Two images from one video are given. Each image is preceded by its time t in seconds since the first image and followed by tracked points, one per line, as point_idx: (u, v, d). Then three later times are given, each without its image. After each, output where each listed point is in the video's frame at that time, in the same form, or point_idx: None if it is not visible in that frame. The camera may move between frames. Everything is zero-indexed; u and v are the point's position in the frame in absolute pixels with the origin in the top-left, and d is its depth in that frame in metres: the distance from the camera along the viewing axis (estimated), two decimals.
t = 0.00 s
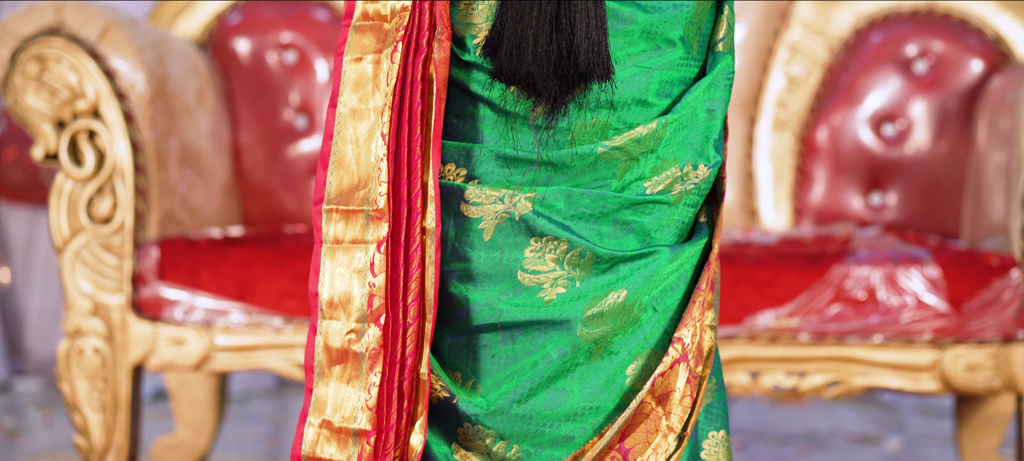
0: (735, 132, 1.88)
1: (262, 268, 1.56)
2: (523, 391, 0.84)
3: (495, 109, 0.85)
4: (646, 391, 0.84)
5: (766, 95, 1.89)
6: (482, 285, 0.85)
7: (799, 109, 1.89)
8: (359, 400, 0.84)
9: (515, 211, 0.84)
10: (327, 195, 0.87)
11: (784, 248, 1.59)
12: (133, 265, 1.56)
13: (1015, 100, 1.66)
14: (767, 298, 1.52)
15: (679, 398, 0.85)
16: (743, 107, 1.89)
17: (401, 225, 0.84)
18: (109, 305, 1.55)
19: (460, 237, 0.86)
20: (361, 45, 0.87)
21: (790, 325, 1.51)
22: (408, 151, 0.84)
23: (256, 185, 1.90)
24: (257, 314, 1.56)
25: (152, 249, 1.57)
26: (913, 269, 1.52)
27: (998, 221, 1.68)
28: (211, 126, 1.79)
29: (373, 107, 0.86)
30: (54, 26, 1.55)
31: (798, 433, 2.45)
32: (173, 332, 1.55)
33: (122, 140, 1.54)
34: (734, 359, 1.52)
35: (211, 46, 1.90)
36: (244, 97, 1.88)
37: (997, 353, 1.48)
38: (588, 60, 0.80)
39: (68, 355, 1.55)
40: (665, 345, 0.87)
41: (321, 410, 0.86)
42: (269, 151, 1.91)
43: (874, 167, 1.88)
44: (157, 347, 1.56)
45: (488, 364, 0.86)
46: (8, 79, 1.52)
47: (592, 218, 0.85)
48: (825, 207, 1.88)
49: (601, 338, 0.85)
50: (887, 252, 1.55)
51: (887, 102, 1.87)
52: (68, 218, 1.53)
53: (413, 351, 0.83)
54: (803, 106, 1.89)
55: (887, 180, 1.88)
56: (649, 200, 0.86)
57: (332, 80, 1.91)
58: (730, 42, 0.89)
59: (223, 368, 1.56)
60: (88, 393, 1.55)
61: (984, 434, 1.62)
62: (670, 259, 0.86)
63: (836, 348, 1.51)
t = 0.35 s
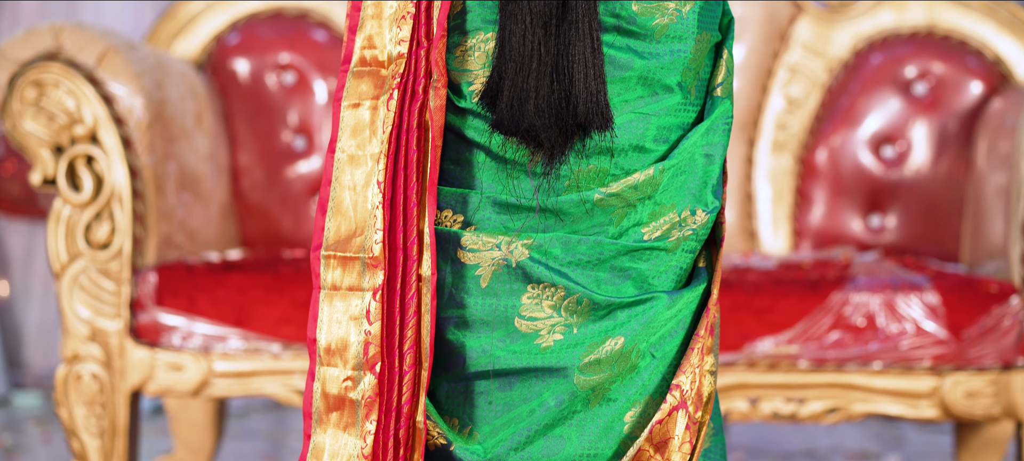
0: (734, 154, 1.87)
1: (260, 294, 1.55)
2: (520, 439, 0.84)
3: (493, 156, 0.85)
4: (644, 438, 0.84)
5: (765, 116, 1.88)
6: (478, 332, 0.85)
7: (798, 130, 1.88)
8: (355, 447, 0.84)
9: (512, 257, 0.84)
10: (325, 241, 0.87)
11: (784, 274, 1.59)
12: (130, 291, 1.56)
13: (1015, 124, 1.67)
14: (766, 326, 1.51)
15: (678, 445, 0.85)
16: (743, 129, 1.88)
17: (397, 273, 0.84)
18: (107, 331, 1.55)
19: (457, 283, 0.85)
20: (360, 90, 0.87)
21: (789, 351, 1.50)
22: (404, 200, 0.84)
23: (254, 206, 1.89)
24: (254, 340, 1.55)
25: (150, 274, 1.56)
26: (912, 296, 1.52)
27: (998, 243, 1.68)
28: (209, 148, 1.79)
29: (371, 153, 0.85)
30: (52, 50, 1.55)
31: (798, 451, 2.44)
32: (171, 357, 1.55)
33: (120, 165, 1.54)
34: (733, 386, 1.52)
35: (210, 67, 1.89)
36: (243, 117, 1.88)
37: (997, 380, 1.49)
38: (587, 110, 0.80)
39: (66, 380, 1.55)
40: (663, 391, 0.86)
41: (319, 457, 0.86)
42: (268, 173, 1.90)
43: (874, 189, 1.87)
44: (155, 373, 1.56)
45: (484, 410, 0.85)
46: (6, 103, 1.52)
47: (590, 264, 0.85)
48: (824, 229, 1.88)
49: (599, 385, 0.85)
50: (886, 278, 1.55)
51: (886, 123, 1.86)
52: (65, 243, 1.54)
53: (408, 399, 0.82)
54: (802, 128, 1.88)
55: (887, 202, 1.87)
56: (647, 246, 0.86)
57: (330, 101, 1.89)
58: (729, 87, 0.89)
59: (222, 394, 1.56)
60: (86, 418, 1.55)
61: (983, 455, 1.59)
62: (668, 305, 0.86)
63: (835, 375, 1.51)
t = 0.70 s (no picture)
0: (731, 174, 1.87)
1: (258, 320, 1.55)
2: None
3: (488, 201, 0.85)
4: None
5: (763, 136, 1.89)
6: (474, 378, 0.85)
7: (796, 151, 1.88)
8: None
9: (508, 302, 0.84)
10: (319, 285, 0.87)
11: (781, 298, 1.58)
12: (128, 315, 1.55)
13: (1014, 146, 1.67)
14: (765, 351, 1.51)
15: None
16: (741, 149, 1.88)
17: (392, 319, 0.84)
18: (105, 355, 1.55)
19: (452, 328, 0.85)
20: (353, 134, 0.87)
21: (788, 376, 1.50)
22: (399, 246, 0.85)
23: (252, 226, 1.89)
24: (252, 365, 1.55)
25: (148, 299, 1.57)
26: (910, 322, 1.51)
27: (997, 264, 1.68)
28: (207, 169, 1.79)
29: (365, 198, 0.85)
30: (50, 74, 1.56)
31: None
32: (169, 382, 1.55)
33: (117, 189, 1.54)
34: (731, 411, 1.52)
35: (208, 87, 1.90)
36: (241, 138, 1.88)
37: (996, 405, 1.49)
38: (578, 158, 0.80)
39: (64, 405, 1.54)
40: (659, 435, 0.87)
41: None
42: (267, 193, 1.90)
43: (873, 209, 1.87)
44: (153, 397, 1.56)
45: (481, 455, 0.86)
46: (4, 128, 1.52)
47: (585, 309, 0.85)
48: (823, 248, 1.87)
49: (595, 430, 0.85)
50: (884, 303, 1.55)
51: (886, 144, 1.86)
52: (63, 268, 1.54)
53: (403, 444, 0.84)
54: (801, 148, 1.88)
55: (886, 222, 1.87)
56: (642, 291, 0.86)
57: (329, 122, 1.88)
58: (723, 130, 0.89)
59: (219, 418, 1.56)
60: (84, 443, 1.55)
61: None
62: (664, 350, 0.86)
63: (833, 399, 1.51)
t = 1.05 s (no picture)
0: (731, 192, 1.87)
1: (257, 341, 1.55)
2: None
3: (485, 240, 0.85)
4: None
5: (763, 153, 1.89)
6: (472, 416, 0.85)
7: (795, 168, 1.88)
8: None
9: (505, 342, 0.84)
10: (316, 323, 0.87)
11: (780, 320, 1.58)
12: (126, 336, 1.55)
13: (1012, 165, 1.68)
14: (763, 372, 1.50)
15: None
16: (740, 167, 1.88)
17: (389, 359, 0.84)
18: (104, 376, 1.55)
19: (450, 367, 0.85)
20: (350, 173, 0.88)
21: (786, 397, 1.50)
22: (396, 285, 0.85)
23: (251, 243, 1.88)
24: (251, 386, 1.55)
25: (147, 320, 1.57)
26: (909, 343, 1.51)
27: (996, 282, 1.68)
28: (206, 188, 1.79)
29: (362, 237, 0.86)
30: (49, 95, 1.56)
31: None
32: (168, 402, 1.55)
33: (116, 210, 1.54)
34: (730, 432, 1.52)
35: (206, 104, 1.90)
36: (241, 156, 1.88)
37: (995, 426, 1.49)
38: (570, 197, 0.80)
39: (62, 425, 1.55)
40: None
41: None
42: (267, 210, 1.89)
43: (871, 226, 1.87)
44: (152, 418, 1.56)
45: None
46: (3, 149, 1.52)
47: (582, 347, 0.85)
48: (822, 265, 1.87)
49: None
50: (883, 325, 1.54)
51: (885, 161, 1.86)
52: (62, 289, 1.54)
53: None
54: (800, 166, 1.88)
55: (884, 240, 1.87)
56: (640, 329, 0.86)
57: (328, 139, 1.88)
58: (720, 168, 0.89)
59: (218, 439, 1.56)
60: None
61: None
62: (661, 388, 0.86)
63: (831, 420, 1.51)
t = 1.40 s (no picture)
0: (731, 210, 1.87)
1: (257, 362, 1.55)
2: None
3: (485, 278, 0.85)
4: None
5: (762, 171, 1.89)
6: (472, 454, 0.86)
7: (795, 186, 1.89)
8: None
9: (505, 380, 0.84)
10: (316, 359, 0.87)
11: (780, 341, 1.58)
12: (127, 357, 1.55)
13: (1012, 184, 1.69)
14: (763, 393, 1.50)
15: None
16: (740, 185, 1.88)
17: (389, 397, 0.85)
18: (104, 397, 1.55)
19: (450, 404, 0.86)
20: (351, 210, 0.88)
21: (787, 419, 1.50)
22: (396, 324, 0.85)
23: (252, 261, 1.88)
24: (251, 407, 1.55)
25: (147, 341, 1.56)
26: (909, 364, 1.50)
27: (994, 301, 1.68)
28: (207, 207, 1.79)
29: (363, 275, 0.86)
30: (50, 116, 1.56)
31: None
32: (169, 423, 1.55)
33: (116, 231, 1.54)
34: (730, 453, 1.52)
35: (207, 121, 1.90)
36: (241, 174, 1.88)
37: (995, 447, 1.49)
38: (570, 237, 0.81)
39: (63, 445, 1.56)
40: None
41: None
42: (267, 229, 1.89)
43: (872, 244, 1.87)
44: (152, 439, 1.56)
45: None
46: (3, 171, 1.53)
47: (582, 385, 0.84)
48: (822, 283, 1.86)
49: None
50: (883, 347, 1.55)
51: (885, 179, 1.86)
52: (62, 310, 1.54)
53: None
54: (799, 184, 1.89)
55: (884, 257, 1.87)
56: (640, 368, 0.86)
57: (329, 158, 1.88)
58: (720, 205, 0.89)
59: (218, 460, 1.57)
60: None
61: None
62: (661, 426, 0.86)
63: (831, 442, 1.51)
